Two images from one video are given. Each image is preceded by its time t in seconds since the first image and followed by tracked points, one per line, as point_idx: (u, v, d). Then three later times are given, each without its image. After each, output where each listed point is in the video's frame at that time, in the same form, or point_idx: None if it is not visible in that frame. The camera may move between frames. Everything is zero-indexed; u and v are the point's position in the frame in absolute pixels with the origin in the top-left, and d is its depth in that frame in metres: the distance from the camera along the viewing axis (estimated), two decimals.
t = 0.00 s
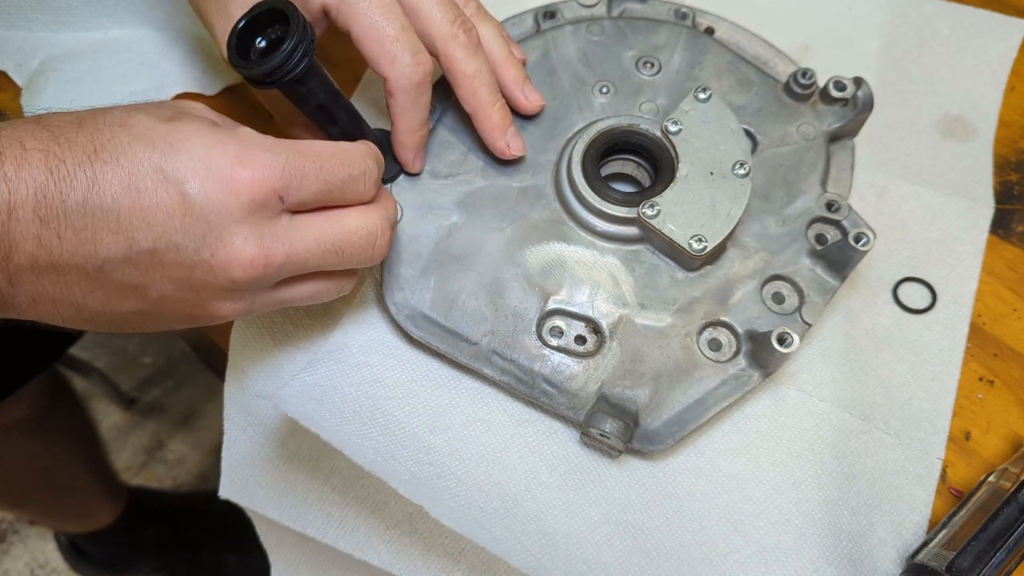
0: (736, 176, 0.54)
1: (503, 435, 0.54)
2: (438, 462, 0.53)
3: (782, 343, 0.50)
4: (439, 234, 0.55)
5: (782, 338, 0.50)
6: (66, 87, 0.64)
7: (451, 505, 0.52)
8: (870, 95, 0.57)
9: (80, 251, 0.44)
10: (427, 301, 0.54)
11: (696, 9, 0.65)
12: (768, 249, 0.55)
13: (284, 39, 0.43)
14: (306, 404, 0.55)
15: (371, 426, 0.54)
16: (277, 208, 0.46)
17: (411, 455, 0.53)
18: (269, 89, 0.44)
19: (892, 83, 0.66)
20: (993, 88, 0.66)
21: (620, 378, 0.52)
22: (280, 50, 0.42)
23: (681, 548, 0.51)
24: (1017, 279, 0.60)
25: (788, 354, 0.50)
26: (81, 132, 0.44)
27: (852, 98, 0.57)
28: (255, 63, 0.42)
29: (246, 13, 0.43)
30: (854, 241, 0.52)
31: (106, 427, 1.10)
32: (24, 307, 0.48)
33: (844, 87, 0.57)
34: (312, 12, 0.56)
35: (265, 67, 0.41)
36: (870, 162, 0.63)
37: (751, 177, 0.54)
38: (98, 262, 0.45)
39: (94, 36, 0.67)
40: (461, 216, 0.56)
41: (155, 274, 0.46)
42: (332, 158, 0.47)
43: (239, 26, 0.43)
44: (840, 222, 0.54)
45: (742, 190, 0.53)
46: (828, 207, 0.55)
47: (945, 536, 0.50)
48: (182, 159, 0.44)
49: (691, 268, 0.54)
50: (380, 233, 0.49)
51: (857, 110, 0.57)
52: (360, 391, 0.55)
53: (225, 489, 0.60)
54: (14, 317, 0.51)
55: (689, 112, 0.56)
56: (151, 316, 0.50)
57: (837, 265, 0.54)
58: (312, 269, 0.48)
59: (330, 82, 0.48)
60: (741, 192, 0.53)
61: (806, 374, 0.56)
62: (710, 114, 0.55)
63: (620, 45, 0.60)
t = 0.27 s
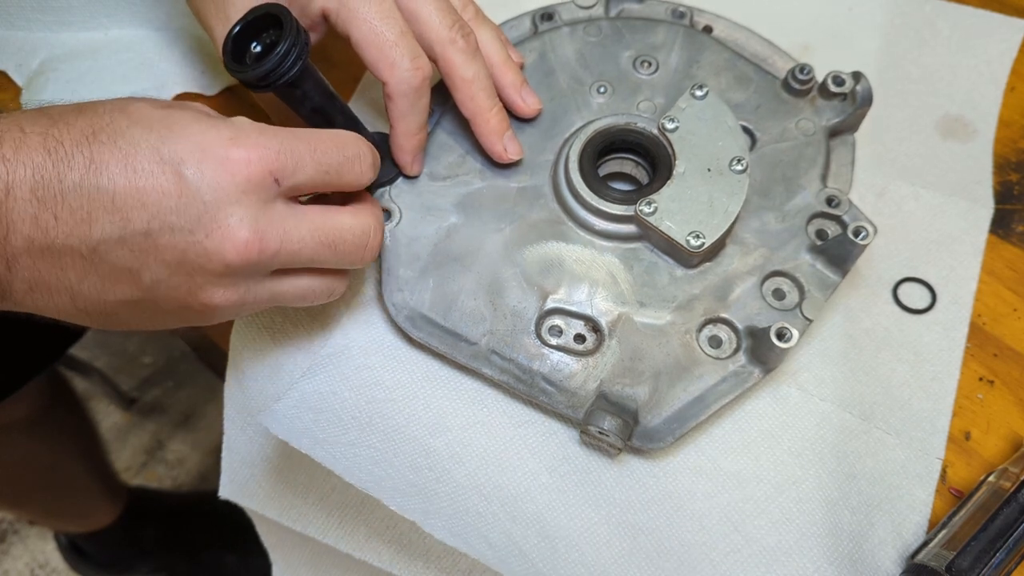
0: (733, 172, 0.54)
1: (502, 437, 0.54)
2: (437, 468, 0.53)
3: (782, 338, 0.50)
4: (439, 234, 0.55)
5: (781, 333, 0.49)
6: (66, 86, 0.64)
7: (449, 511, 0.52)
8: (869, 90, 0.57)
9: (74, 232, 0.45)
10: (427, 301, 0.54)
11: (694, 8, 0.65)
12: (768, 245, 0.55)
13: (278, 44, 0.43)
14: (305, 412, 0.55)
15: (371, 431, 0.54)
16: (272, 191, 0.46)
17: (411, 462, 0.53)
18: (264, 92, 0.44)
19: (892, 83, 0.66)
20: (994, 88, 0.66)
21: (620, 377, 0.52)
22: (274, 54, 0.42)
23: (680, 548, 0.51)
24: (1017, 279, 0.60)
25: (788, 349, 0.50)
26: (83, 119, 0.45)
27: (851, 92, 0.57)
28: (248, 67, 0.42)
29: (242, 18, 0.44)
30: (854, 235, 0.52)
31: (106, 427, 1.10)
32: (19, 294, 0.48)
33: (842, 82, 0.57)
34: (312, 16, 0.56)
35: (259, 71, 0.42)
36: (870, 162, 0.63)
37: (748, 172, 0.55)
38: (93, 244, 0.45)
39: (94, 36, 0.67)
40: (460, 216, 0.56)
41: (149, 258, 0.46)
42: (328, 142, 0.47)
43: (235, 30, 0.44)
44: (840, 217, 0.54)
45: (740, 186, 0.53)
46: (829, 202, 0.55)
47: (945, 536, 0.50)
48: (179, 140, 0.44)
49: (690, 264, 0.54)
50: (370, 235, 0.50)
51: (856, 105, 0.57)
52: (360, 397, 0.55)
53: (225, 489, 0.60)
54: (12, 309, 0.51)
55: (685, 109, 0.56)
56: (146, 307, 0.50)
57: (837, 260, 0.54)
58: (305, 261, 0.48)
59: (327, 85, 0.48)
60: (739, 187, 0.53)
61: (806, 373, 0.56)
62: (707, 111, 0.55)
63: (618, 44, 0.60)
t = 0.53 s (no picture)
0: (736, 175, 0.54)
1: (502, 437, 0.54)
2: (437, 468, 0.53)
3: (783, 341, 0.50)
4: (439, 234, 0.55)
5: (783, 336, 0.50)
6: (66, 86, 0.64)
7: (449, 511, 0.52)
8: (870, 95, 0.57)
9: (59, 250, 0.45)
10: (427, 301, 0.54)
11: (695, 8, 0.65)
12: (768, 248, 0.55)
13: (283, 41, 0.43)
14: (305, 412, 0.55)
15: (371, 432, 0.54)
16: (257, 212, 0.45)
17: (411, 462, 0.53)
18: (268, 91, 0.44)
19: (892, 82, 0.66)
20: (993, 88, 0.66)
21: (620, 378, 0.52)
22: (279, 52, 0.42)
23: (680, 548, 0.51)
24: (1017, 279, 0.60)
25: (788, 353, 0.50)
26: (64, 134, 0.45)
27: (852, 96, 0.57)
28: (253, 65, 0.42)
29: (246, 14, 0.44)
30: (854, 239, 0.52)
31: (106, 427, 1.10)
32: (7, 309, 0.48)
33: (843, 85, 0.57)
34: (311, 12, 0.56)
35: (264, 68, 0.42)
36: (870, 162, 0.63)
37: (750, 175, 0.55)
38: (79, 262, 0.45)
39: (94, 36, 0.67)
40: (461, 216, 0.56)
41: (135, 276, 0.46)
42: (314, 166, 0.47)
43: (239, 27, 0.43)
44: (840, 221, 0.54)
45: (741, 189, 0.53)
46: (828, 206, 0.55)
47: (945, 535, 0.50)
48: (163, 161, 0.44)
49: (691, 267, 0.54)
50: (354, 256, 0.50)
51: (857, 109, 0.57)
52: (360, 397, 0.55)
53: (224, 490, 0.60)
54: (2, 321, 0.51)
55: (688, 112, 0.56)
56: (135, 321, 0.50)
57: (837, 264, 0.54)
58: (290, 280, 0.48)
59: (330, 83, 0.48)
60: (740, 190, 0.53)
61: (806, 374, 0.56)
62: (709, 113, 0.55)
63: (619, 44, 0.60)
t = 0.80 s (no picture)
0: (737, 177, 0.54)
1: (502, 437, 0.54)
2: (437, 468, 0.53)
3: (783, 344, 0.50)
4: (439, 234, 0.55)
5: (783, 339, 0.50)
6: (66, 86, 0.64)
7: (449, 510, 0.52)
8: (870, 96, 0.57)
9: (70, 229, 0.45)
10: (427, 301, 0.54)
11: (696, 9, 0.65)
12: (768, 250, 0.55)
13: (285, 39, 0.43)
14: (305, 412, 0.55)
15: (371, 432, 0.54)
16: (268, 186, 0.46)
17: (411, 462, 0.53)
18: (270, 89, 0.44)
19: (892, 83, 0.66)
20: (993, 88, 0.66)
21: (620, 379, 0.52)
22: (281, 50, 0.42)
23: (680, 548, 0.51)
24: (1017, 279, 0.60)
25: (789, 355, 0.50)
26: (76, 119, 0.46)
27: (852, 99, 0.57)
28: (255, 63, 0.42)
29: (247, 12, 0.44)
30: (854, 242, 0.52)
31: (106, 427, 1.10)
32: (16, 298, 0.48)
33: (844, 88, 0.57)
34: (312, 11, 0.56)
35: (266, 67, 0.42)
36: (870, 162, 0.63)
37: (751, 177, 0.55)
38: (88, 243, 0.45)
39: (94, 36, 0.67)
40: (461, 216, 0.56)
41: (145, 254, 0.46)
42: (324, 145, 0.48)
43: (240, 25, 0.44)
44: (840, 224, 0.54)
45: (742, 191, 0.53)
46: (828, 208, 0.55)
47: (945, 535, 0.50)
48: (173, 135, 0.45)
49: (692, 269, 0.54)
50: (364, 237, 0.50)
51: (856, 111, 0.57)
52: (360, 397, 0.55)
53: (224, 490, 0.60)
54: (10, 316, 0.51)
55: (689, 112, 0.56)
56: (143, 311, 0.49)
57: (837, 266, 0.54)
58: (301, 259, 0.48)
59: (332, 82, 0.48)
60: (741, 192, 0.53)
61: (806, 374, 0.56)
62: (711, 115, 0.55)
63: (620, 44, 0.60)
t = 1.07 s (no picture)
0: (736, 176, 0.54)
1: (502, 437, 0.54)
2: (437, 469, 0.53)
3: (783, 342, 0.50)
4: (439, 234, 0.55)
5: (783, 336, 0.50)
6: (66, 87, 0.64)
7: (450, 511, 0.52)
8: (870, 95, 0.57)
9: (80, 230, 0.45)
10: (427, 301, 0.54)
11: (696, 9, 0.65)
12: (768, 250, 0.55)
13: (283, 40, 0.43)
14: (305, 412, 0.55)
15: (371, 432, 0.54)
16: (276, 183, 0.47)
17: (411, 463, 0.53)
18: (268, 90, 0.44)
19: (892, 82, 0.66)
20: (993, 88, 0.66)
21: (620, 379, 0.52)
22: (279, 52, 0.42)
23: (680, 548, 0.51)
24: (1016, 279, 0.60)
25: (788, 353, 0.50)
26: (84, 126, 0.47)
27: (852, 96, 0.57)
28: (252, 64, 0.42)
29: (246, 13, 0.44)
30: (854, 240, 0.52)
31: (106, 427, 1.10)
32: (22, 304, 0.48)
33: (843, 85, 0.57)
34: (311, 11, 0.56)
35: (263, 68, 0.42)
36: (870, 162, 0.63)
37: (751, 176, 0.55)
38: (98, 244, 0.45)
39: (94, 36, 0.67)
40: (461, 215, 0.56)
41: (156, 253, 0.46)
42: (331, 146, 0.49)
43: (239, 26, 0.43)
44: (840, 221, 0.54)
45: (742, 189, 0.53)
46: (828, 208, 0.55)
47: (945, 535, 0.50)
48: (183, 136, 0.46)
49: (691, 267, 0.54)
50: (367, 236, 0.51)
51: (856, 109, 0.57)
52: (360, 397, 0.55)
53: (224, 490, 0.60)
54: (15, 330, 0.50)
55: (688, 112, 0.56)
56: (152, 316, 0.49)
57: (837, 266, 0.54)
58: (309, 256, 0.48)
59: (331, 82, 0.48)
60: (741, 191, 0.53)
61: (806, 374, 0.56)
62: (710, 113, 0.55)
63: (620, 44, 0.60)
